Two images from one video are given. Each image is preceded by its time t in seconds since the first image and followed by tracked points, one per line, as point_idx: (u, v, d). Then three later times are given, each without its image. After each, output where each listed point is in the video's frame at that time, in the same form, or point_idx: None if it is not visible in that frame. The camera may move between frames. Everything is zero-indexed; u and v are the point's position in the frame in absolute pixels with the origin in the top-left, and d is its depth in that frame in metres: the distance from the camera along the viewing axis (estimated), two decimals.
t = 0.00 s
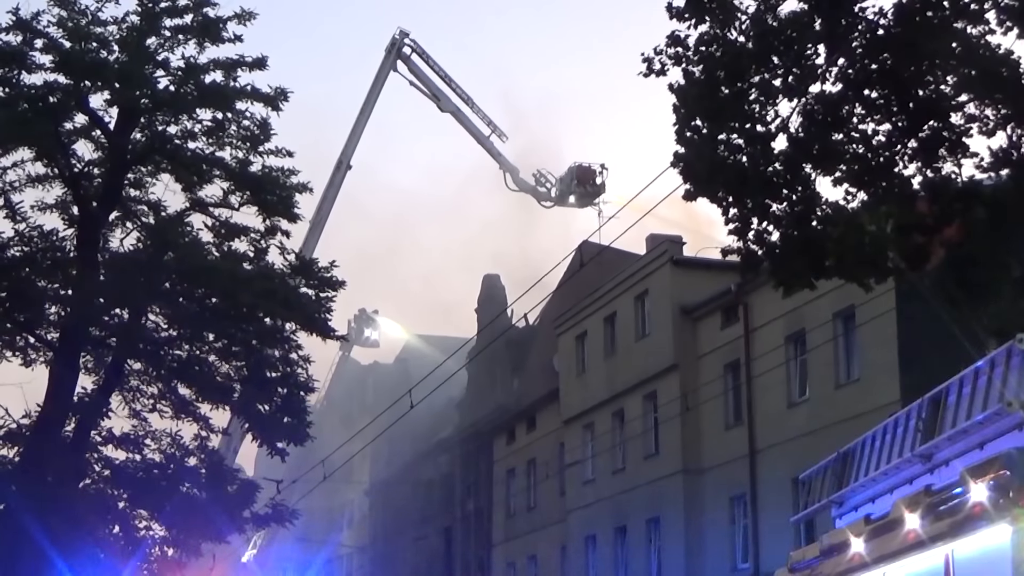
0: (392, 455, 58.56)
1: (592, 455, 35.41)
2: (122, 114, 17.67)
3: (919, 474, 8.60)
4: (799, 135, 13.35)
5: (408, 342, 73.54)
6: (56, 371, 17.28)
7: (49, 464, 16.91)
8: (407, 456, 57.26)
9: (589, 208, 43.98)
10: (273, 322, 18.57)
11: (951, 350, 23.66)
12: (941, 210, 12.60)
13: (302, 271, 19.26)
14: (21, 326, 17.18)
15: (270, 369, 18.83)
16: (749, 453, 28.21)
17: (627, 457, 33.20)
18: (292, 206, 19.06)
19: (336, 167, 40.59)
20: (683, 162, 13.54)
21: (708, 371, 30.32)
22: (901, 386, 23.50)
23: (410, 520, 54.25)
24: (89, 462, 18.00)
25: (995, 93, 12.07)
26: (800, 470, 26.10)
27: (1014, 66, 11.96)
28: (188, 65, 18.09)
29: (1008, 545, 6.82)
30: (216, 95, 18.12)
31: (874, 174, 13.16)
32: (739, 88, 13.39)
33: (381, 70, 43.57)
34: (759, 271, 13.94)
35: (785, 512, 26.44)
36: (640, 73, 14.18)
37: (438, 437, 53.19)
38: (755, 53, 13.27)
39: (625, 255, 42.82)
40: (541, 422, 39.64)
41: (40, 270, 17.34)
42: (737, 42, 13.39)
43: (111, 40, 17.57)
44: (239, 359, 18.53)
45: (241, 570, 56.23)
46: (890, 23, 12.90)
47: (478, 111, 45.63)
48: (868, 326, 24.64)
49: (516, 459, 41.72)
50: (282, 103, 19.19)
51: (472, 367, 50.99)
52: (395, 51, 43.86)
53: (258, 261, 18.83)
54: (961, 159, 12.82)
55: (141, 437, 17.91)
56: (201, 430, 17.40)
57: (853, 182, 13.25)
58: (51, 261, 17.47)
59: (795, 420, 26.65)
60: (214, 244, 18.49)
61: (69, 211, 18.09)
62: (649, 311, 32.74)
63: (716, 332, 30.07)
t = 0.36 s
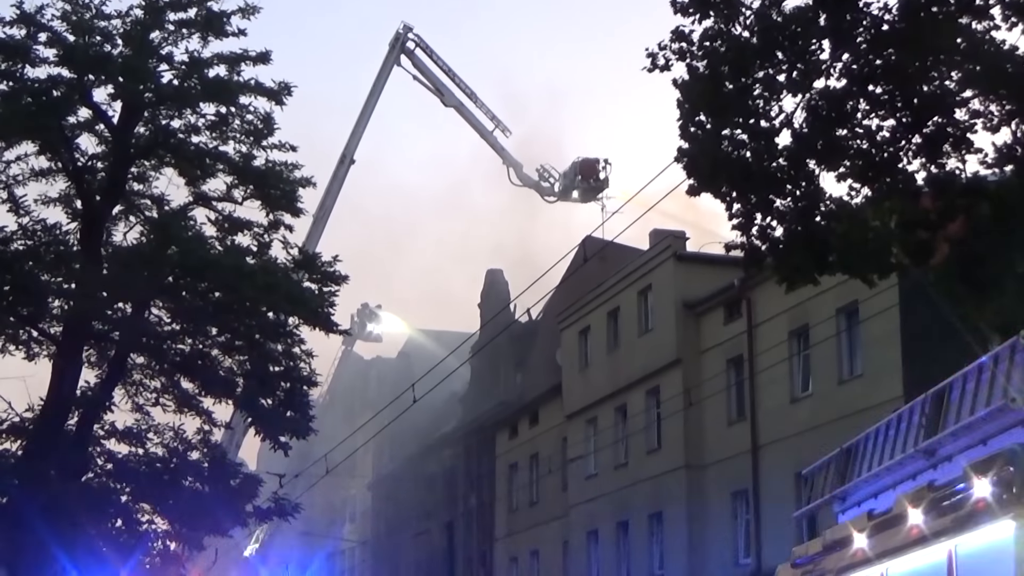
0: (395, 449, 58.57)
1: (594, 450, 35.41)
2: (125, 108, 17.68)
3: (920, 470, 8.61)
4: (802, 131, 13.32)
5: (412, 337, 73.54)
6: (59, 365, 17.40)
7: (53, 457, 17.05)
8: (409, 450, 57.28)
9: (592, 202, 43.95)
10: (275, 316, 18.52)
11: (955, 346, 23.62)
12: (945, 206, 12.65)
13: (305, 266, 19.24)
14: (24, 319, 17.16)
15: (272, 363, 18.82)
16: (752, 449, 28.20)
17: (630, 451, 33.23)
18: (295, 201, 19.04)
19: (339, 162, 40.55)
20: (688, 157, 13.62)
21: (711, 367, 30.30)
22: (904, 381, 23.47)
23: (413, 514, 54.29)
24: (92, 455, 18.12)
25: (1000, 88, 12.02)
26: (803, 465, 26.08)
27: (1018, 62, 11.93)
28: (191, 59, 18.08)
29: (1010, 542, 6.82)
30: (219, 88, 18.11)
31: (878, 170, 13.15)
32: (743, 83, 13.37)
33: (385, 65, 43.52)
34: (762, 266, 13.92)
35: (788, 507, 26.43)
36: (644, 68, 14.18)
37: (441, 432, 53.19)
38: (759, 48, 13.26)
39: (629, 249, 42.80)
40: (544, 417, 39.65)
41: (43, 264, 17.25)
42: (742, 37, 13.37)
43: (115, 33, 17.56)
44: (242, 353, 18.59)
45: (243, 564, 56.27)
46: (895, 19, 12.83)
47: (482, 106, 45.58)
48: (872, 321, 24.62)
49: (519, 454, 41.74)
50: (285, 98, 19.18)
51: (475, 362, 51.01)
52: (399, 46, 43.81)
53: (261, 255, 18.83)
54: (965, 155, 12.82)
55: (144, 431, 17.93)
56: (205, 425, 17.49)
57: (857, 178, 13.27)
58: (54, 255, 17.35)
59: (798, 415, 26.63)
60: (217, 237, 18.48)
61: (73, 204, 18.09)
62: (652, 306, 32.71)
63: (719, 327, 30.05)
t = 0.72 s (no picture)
0: (397, 445, 58.56)
1: (596, 445, 35.42)
2: (127, 103, 17.68)
3: (922, 464, 8.61)
4: (804, 125, 13.32)
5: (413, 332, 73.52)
6: (61, 360, 17.30)
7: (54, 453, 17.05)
8: (411, 445, 57.27)
9: (594, 197, 43.93)
10: (277, 311, 18.48)
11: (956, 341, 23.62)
12: (947, 200, 12.66)
13: (307, 261, 19.26)
14: (26, 314, 16.94)
15: (275, 358, 18.87)
16: (753, 444, 28.21)
17: (632, 446, 33.25)
18: (297, 195, 19.04)
19: (341, 157, 40.51)
20: (688, 152, 13.69)
21: (713, 362, 30.30)
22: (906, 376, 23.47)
23: (415, 509, 54.29)
24: (94, 450, 18.10)
25: (1002, 83, 12.08)
26: (805, 460, 26.09)
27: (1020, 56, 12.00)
28: (193, 54, 18.09)
29: (1011, 537, 6.82)
30: (221, 83, 18.11)
31: (880, 165, 13.11)
32: (745, 78, 13.38)
33: (386, 60, 43.48)
34: (764, 261, 13.95)
35: (789, 503, 26.45)
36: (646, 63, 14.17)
37: (442, 427, 53.21)
38: (761, 43, 13.24)
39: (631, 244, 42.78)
40: (545, 412, 39.66)
41: (45, 259, 17.31)
42: (743, 31, 13.35)
43: (116, 28, 17.56)
44: (244, 348, 18.61)
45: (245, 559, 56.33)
46: (896, 13, 12.81)
47: (483, 100, 45.52)
48: (874, 317, 24.62)
49: (521, 449, 41.74)
50: (287, 93, 19.18)
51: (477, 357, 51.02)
52: (400, 41, 43.76)
53: (263, 250, 18.83)
54: (967, 150, 12.87)
55: (146, 426, 17.92)
56: (207, 420, 17.42)
57: (859, 173, 13.22)
58: (56, 251, 17.46)
59: (800, 410, 26.62)
60: (219, 233, 18.51)
61: (74, 199, 18.09)
62: (654, 301, 32.70)
63: (721, 323, 30.04)
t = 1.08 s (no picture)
0: (398, 446, 58.59)
1: (598, 447, 35.43)
2: (128, 105, 17.69)
3: (924, 465, 8.62)
4: (806, 126, 13.38)
5: (415, 333, 73.56)
6: (63, 362, 17.28)
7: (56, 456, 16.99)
8: (413, 447, 57.29)
9: (595, 198, 43.93)
10: (278, 313, 18.47)
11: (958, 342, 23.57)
12: (948, 201, 12.51)
13: (309, 263, 19.24)
14: (28, 317, 16.96)
15: (276, 360, 18.78)
16: (755, 445, 28.22)
17: (633, 448, 33.24)
18: (298, 197, 19.06)
19: (342, 159, 40.54)
20: (689, 154, 13.71)
21: (715, 363, 30.29)
22: (907, 378, 23.45)
23: (417, 511, 54.30)
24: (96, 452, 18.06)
25: (1004, 84, 12.08)
26: (806, 462, 26.10)
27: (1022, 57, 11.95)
28: (194, 56, 18.07)
29: (1014, 536, 6.77)
30: (222, 85, 18.11)
31: (882, 166, 13.13)
32: (747, 79, 13.40)
33: (387, 61, 43.50)
34: (765, 262, 13.98)
35: (791, 504, 26.46)
36: (647, 64, 14.19)
37: (445, 428, 53.24)
38: (761, 44, 13.20)
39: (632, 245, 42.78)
40: (547, 413, 39.67)
41: (47, 261, 17.34)
42: (745, 33, 13.37)
43: (118, 30, 17.57)
44: (246, 350, 18.54)
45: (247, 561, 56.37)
46: (898, 14, 12.80)
47: (484, 101, 45.52)
48: (875, 319, 24.61)
49: (522, 450, 41.73)
50: (288, 94, 19.18)
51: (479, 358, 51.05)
52: (401, 42, 43.78)
53: (264, 251, 18.85)
54: (968, 151, 12.79)
55: (147, 428, 17.89)
56: (209, 422, 17.42)
57: (860, 174, 13.23)
58: (58, 252, 17.51)
59: (801, 412, 26.63)
60: (220, 234, 18.51)
61: (76, 201, 18.10)
62: (655, 302, 32.70)
63: (722, 324, 30.04)
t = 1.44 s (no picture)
0: (398, 454, 58.55)
1: (598, 455, 35.38)
2: (129, 113, 17.68)
3: (924, 474, 8.62)
4: (806, 135, 13.43)
5: (415, 341, 73.51)
6: (63, 370, 17.35)
7: (56, 463, 16.98)
8: (413, 454, 57.25)
9: (596, 207, 43.93)
10: (279, 320, 18.58)
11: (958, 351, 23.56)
12: (948, 211, 12.54)
13: (309, 271, 19.24)
14: (27, 323, 17.05)
15: (276, 368, 18.68)
16: (755, 454, 28.19)
17: (633, 456, 33.20)
18: (299, 205, 19.09)
19: (343, 166, 40.56)
20: (691, 162, 13.66)
21: (715, 372, 30.27)
22: (907, 387, 23.43)
23: (417, 519, 54.22)
24: (95, 460, 18.00)
25: (1004, 93, 12.17)
26: (806, 470, 26.07)
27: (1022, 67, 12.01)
28: (195, 63, 18.09)
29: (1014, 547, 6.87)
30: (223, 92, 18.12)
31: (881, 175, 13.12)
32: (747, 88, 13.39)
33: (388, 69, 43.54)
34: (766, 271, 13.96)
35: (791, 513, 26.42)
36: (648, 73, 14.19)
37: (445, 436, 53.20)
38: (762, 53, 13.24)
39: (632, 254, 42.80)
40: (547, 421, 39.64)
41: (46, 268, 17.34)
42: (745, 42, 13.37)
43: (119, 38, 17.58)
44: (245, 357, 18.52)
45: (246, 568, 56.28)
46: (898, 23, 12.80)
47: (485, 109, 45.53)
48: (875, 327, 24.61)
49: (523, 459, 41.68)
50: (289, 102, 19.19)
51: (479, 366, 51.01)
52: (402, 50, 43.82)
53: (265, 259, 18.87)
54: (968, 160, 12.76)
55: (147, 436, 17.88)
56: (209, 429, 17.41)
57: (860, 183, 13.24)
58: (58, 259, 17.51)
59: (801, 420, 26.61)
60: (220, 242, 18.52)
61: (76, 208, 18.10)
62: (655, 310, 32.70)
63: (722, 332, 30.05)
